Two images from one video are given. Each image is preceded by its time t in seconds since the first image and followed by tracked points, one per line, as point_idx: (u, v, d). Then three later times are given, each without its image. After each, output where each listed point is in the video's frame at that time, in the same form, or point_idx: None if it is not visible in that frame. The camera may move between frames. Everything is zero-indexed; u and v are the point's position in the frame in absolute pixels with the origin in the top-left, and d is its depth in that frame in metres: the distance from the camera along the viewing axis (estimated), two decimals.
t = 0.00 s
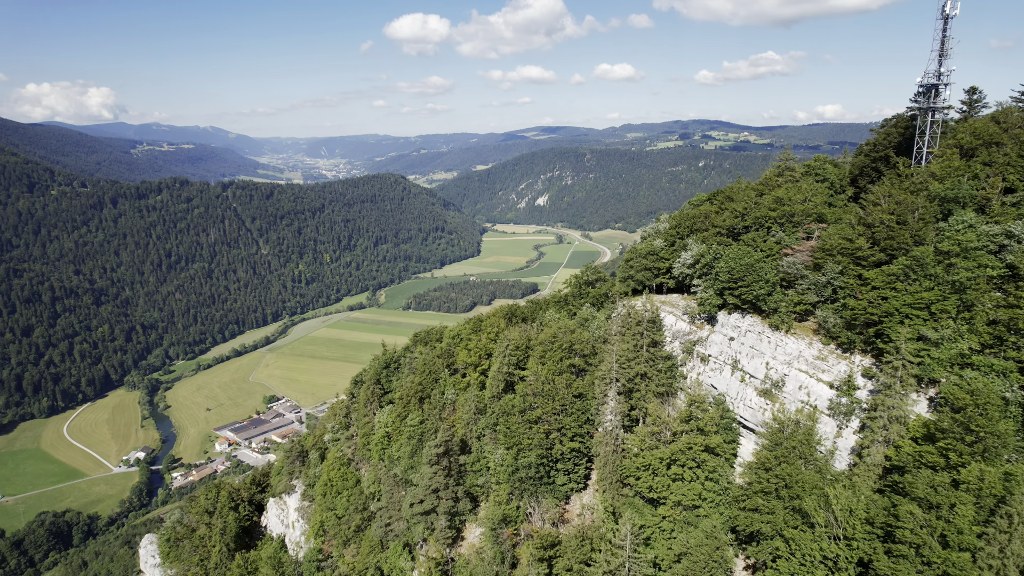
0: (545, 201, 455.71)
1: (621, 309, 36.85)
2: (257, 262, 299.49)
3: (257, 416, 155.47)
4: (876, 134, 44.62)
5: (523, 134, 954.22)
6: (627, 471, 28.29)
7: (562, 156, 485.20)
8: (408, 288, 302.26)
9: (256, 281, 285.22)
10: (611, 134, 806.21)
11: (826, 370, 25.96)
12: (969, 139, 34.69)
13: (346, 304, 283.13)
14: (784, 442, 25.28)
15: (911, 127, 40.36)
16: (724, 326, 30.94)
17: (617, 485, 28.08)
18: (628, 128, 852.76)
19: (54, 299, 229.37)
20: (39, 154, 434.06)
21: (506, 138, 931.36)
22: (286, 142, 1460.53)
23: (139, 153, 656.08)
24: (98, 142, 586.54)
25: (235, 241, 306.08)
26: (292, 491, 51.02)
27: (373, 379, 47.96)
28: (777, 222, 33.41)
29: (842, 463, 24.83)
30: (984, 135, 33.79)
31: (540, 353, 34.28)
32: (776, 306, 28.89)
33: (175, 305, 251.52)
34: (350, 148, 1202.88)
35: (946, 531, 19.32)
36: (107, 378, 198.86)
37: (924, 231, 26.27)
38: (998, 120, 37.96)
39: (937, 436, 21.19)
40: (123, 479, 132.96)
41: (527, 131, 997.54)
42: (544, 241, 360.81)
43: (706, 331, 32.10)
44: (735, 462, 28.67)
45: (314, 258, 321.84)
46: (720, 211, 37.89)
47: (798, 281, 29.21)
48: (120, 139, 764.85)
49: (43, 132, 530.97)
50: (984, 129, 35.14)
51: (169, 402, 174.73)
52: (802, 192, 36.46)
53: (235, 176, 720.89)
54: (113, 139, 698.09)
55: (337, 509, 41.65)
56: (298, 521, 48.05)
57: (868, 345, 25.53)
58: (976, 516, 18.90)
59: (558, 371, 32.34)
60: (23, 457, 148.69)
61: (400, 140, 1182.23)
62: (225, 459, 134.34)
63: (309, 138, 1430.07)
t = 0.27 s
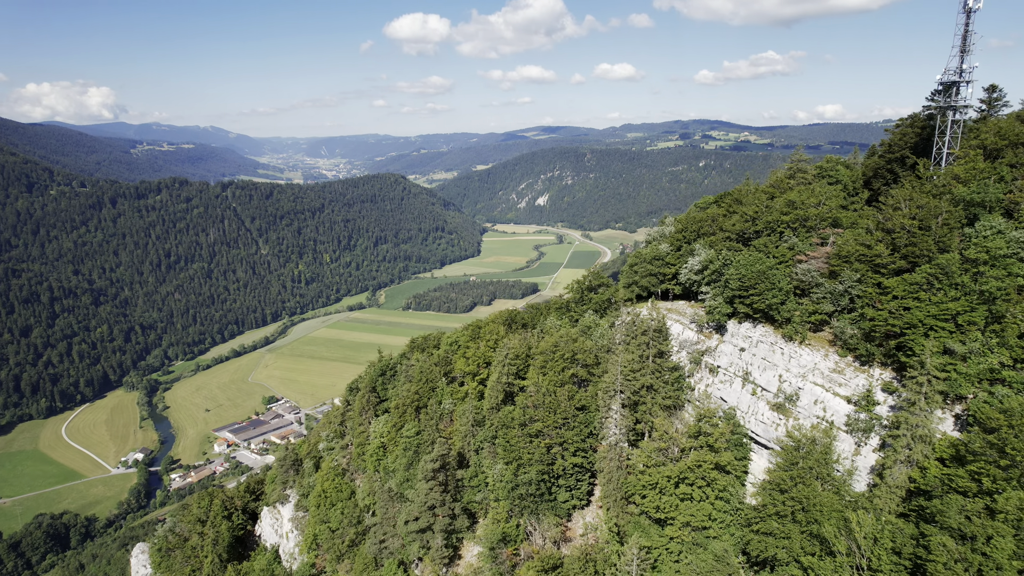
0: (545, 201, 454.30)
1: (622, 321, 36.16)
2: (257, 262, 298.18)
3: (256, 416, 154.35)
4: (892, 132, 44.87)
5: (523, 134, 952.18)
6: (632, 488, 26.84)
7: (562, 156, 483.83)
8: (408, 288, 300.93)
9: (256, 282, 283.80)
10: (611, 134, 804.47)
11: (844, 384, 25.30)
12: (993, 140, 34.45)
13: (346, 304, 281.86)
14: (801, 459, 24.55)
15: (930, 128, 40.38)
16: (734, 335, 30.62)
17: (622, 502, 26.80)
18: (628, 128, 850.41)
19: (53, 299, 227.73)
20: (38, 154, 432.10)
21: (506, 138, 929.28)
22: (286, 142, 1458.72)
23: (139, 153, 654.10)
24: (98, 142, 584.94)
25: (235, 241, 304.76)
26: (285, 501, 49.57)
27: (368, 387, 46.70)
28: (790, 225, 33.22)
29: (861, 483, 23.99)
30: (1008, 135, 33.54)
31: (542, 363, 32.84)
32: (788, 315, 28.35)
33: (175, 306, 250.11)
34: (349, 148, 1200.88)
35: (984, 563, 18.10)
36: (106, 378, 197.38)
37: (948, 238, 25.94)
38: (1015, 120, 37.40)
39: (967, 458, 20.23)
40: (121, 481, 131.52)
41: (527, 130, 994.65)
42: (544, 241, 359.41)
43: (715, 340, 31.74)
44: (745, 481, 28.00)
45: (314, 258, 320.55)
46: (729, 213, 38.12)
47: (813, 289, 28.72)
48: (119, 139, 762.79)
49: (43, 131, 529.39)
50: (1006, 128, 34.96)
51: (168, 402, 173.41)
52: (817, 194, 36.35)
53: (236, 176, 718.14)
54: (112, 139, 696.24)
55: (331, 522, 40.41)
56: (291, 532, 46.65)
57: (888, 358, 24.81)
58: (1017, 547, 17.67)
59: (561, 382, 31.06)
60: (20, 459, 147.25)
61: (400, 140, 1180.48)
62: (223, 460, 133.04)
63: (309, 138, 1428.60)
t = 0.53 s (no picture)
0: (545, 201, 452.75)
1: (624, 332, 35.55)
2: (257, 263, 296.60)
3: (255, 417, 153.15)
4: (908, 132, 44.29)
5: (523, 134, 950.46)
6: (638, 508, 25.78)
7: (562, 156, 482.22)
8: (408, 288, 299.44)
9: (255, 282, 282.24)
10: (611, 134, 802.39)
11: (863, 399, 24.71)
12: (1019, 142, 33.47)
13: (346, 304, 280.44)
14: (818, 478, 23.99)
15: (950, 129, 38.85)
16: (744, 346, 30.54)
17: (627, 521, 25.73)
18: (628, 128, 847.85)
19: (52, 300, 226.24)
20: (37, 154, 429.58)
21: (506, 138, 927.45)
22: (287, 142, 1457.33)
23: (139, 153, 652.62)
24: (98, 142, 583.44)
25: (235, 241, 303.43)
26: (279, 511, 48.03)
27: (364, 395, 45.44)
28: (802, 231, 33.24)
29: (883, 506, 23.18)
30: None
31: (543, 371, 31.37)
32: (802, 325, 28.26)
33: (174, 306, 248.67)
34: (349, 148, 1198.85)
35: None
36: (104, 379, 195.84)
37: (976, 244, 24.82)
38: None
39: (1002, 481, 19.19)
40: (118, 484, 129.86)
41: (528, 130, 991.83)
42: (544, 241, 358.09)
43: (724, 351, 31.85)
44: (757, 498, 27.64)
45: (313, 258, 319.12)
46: (734, 224, 38.96)
47: (830, 298, 28.54)
48: (118, 139, 759.88)
49: (43, 131, 527.78)
50: None
51: (168, 403, 171.98)
52: (831, 198, 36.11)
53: (236, 176, 715.85)
54: (112, 139, 694.15)
55: (324, 535, 38.83)
56: (285, 542, 45.22)
57: (910, 372, 24.21)
58: None
59: (562, 395, 29.46)
60: (17, 460, 145.63)
61: (400, 140, 1178.45)
62: (222, 462, 131.73)
63: (309, 138, 1426.63)
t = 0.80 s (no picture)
0: (545, 201, 451.52)
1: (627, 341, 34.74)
2: (256, 263, 295.19)
3: (255, 418, 151.96)
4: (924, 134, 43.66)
5: (523, 134, 948.85)
6: (645, 529, 24.55)
7: (563, 155, 481.03)
8: (408, 288, 298.32)
9: (254, 282, 280.96)
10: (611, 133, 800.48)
11: (885, 417, 24.28)
12: None
13: (346, 304, 279.16)
14: (839, 501, 23.43)
15: (970, 128, 38.78)
16: (757, 358, 30.19)
17: (632, 543, 24.50)
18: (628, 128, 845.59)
19: (50, 301, 224.56)
20: (36, 154, 427.70)
21: (506, 138, 925.54)
22: (287, 142, 1456.23)
23: (138, 153, 650.78)
24: (98, 142, 582.11)
25: (235, 241, 302.01)
26: (272, 522, 46.68)
27: (359, 404, 44.21)
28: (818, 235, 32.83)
29: (908, 532, 22.66)
30: None
31: (546, 384, 29.86)
32: (818, 336, 27.92)
33: (173, 306, 247.42)
34: (349, 148, 1197.22)
35: None
36: (102, 380, 194.49)
37: (1006, 253, 24.07)
38: None
39: None
40: (117, 485, 128.48)
41: (528, 130, 989.98)
42: (544, 241, 356.93)
43: (734, 362, 31.49)
44: (770, 518, 27.16)
45: (313, 259, 317.84)
46: (745, 230, 38.60)
47: (848, 309, 28.16)
48: (117, 138, 757.39)
49: (43, 131, 526.79)
50: None
51: (166, 404, 170.61)
52: (847, 202, 35.52)
53: (236, 176, 713.88)
54: (112, 139, 692.38)
55: (317, 550, 37.64)
56: (278, 554, 43.86)
57: (936, 389, 23.72)
58: None
59: (562, 408, 28.11)
60: (14, 462, 144.16)
61: (400, 140, 1176.90)
62: (221, 463, 130.56)
63: (309, 138, 1425.44)
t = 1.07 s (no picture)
0: (546, 201, 450.14)
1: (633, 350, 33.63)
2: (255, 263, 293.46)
3: (254, 419, 150.57)
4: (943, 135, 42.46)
5: (523, 134, 947.14)
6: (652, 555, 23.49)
7: (563, 155, 479.77)
8: (408, 288, 297.00)
9: (254, 283, 279.45)
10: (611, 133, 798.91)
11: (911, 436, 23.31)
12: None
13: (346, 304, 277.86)
14: (862, 527, 22.58)
15: (994, 127, 37.93)
16: (771, 372, 29.35)
17: (639, 566, 23.29)
18: (629, 128, 843.92)
19: (49, 301, 222.44)
20: (36, 153, 425.95)
21: (506, 138, 923.91)
22: (287, 142, 1454.55)
23: (138, 153, 648.62)
24: (99, 142, 580.41)
25: (234, 241, 300.49)
26: (264, 534, 45.10)
27: (353, 413, 42.72)
28: (838, 240, 32.25)
29: (938, 562, 21.63)
30: None
31: (545, 398, 28.48)
32: (834, 348, 27.22)
33: (172, 306, 245.93)
34: (349, 148, 1195.32)
35: None
36: (101, 381, 192.94)
37: None
38: None
39: None
40: (115, 486, 126.85)
41: (528, 130, 988.63)
42: (545, 241, 355.68)
43: (746, 375, 30.76)
44: (785, 540, 26.46)
45: (313, 259, 316.35)
46: (757, 236, 37.91)
47: (870, 320, 27.39)
48: (116, 138, 754.89)
49: (43, 131, 525.11)
50: None
51: (164, 405, 169.13)
52: (866, 206, 35.29)
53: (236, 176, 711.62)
54: (112, 138, 690.09)
55: (310, 564, 36.44)
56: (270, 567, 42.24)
57: (965, 408, 22.81)
58: None
59: (564, 422, 26.87)
60: (11, 463, 142.47)
61: (400, 140, 1176.10)
62: (220, 464, 129.21)
63: (309, 138, 1424.34)
